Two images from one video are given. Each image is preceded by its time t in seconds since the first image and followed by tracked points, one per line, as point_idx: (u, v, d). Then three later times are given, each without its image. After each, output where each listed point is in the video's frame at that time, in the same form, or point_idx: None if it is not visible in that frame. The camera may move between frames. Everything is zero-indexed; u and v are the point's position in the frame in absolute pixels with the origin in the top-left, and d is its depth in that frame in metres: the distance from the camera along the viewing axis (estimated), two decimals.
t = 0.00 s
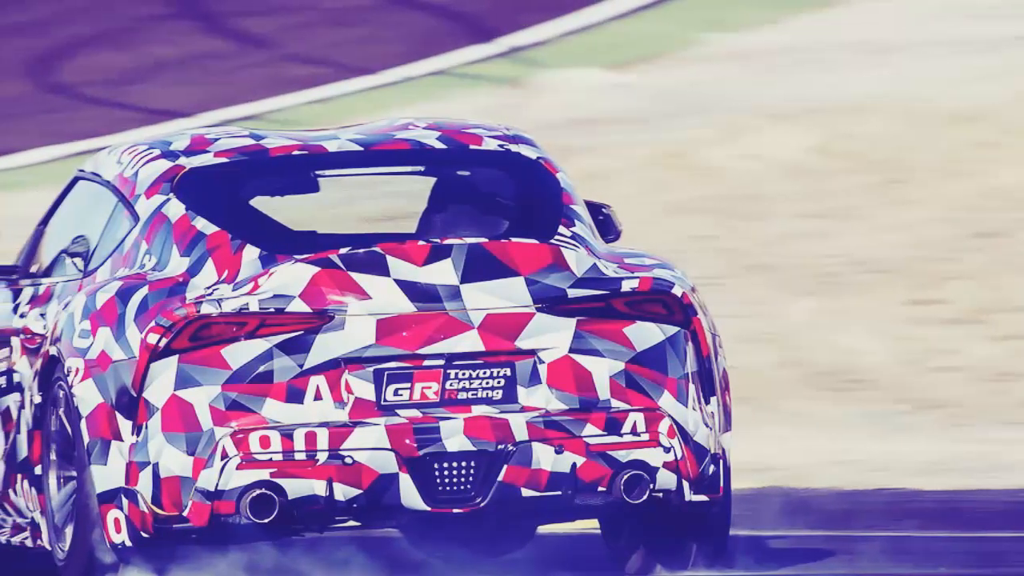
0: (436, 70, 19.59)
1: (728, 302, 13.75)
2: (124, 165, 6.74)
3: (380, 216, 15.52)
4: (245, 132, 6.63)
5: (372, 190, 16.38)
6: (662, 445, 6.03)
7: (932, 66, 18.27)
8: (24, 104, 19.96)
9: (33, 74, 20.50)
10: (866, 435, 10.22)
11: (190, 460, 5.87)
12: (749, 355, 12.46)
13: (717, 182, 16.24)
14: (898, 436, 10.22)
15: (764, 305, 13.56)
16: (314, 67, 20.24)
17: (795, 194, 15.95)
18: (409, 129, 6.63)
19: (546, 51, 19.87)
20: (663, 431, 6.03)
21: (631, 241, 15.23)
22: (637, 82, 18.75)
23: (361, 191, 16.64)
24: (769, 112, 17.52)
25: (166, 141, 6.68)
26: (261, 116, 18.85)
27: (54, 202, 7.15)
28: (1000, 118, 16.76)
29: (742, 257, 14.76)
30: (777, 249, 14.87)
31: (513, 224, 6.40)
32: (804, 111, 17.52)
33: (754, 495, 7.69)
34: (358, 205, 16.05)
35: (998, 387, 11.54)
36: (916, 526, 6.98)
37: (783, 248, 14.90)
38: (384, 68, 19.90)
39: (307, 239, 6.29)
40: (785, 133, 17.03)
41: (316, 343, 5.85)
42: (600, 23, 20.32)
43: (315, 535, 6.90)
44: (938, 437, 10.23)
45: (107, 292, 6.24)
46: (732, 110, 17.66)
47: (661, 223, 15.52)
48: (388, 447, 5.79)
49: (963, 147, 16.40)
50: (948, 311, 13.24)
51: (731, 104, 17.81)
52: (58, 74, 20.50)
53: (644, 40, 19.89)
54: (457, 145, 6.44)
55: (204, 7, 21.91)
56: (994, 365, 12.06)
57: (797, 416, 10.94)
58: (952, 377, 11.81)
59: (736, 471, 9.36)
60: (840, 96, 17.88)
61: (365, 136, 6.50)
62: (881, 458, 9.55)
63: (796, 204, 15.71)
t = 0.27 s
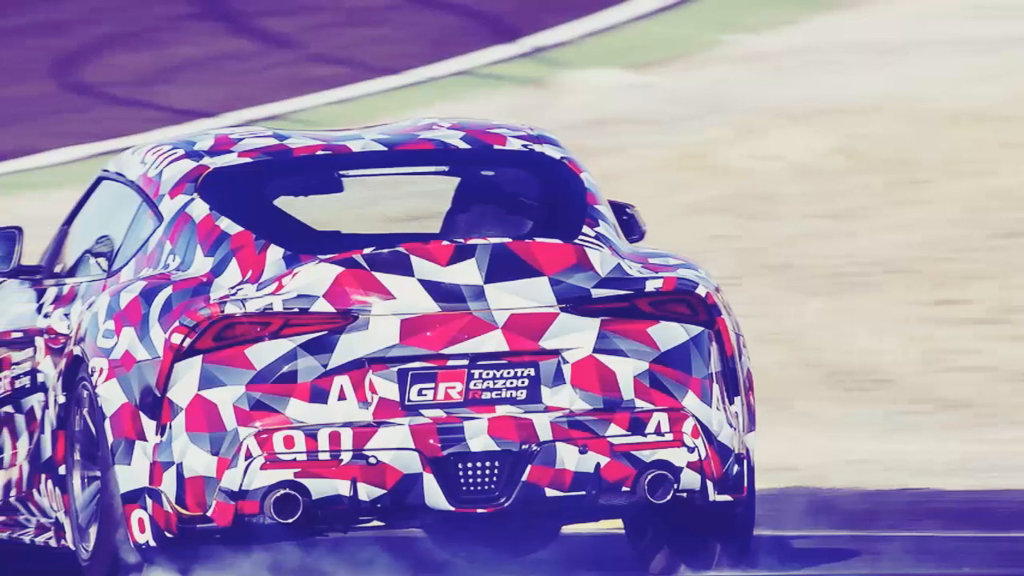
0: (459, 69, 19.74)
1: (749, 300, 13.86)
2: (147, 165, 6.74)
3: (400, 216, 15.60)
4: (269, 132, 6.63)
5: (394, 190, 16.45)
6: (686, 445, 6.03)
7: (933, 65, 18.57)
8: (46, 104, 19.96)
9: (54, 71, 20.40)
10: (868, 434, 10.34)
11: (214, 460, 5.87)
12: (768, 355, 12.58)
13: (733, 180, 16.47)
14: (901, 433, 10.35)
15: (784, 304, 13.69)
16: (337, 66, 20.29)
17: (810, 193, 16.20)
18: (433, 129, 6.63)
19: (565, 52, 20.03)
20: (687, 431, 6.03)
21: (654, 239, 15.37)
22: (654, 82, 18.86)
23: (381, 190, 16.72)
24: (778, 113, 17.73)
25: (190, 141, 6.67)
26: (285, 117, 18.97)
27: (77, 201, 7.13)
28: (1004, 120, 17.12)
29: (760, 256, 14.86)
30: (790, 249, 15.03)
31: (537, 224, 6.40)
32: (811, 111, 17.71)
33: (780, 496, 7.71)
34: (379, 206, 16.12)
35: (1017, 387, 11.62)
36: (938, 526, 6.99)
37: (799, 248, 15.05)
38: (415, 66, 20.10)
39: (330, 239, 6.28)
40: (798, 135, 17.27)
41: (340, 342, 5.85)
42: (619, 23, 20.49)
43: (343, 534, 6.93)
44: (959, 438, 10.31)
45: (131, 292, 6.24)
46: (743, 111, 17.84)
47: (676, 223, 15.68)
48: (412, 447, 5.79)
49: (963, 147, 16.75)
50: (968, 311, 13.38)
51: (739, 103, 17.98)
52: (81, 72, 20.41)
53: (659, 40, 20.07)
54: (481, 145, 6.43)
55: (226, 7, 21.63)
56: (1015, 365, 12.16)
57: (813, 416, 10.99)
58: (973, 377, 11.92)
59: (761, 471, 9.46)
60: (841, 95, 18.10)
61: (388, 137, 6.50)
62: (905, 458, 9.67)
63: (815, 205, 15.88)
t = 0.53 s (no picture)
0: (482, 70, 19.74)
1: (770, 302, 14.05)
2: (170, 165, 6.74)
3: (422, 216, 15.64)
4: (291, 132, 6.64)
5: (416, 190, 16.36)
6: (708, 445, 6.02)
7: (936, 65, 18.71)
8: (67, 105, 19.98)
9: (76, 71, 20.33)
10: (867, 434, 10.51)
11: (237, 460, 5.87)
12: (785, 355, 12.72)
13: (748, 181, 16.69)
14: (902, 432, 10.48)
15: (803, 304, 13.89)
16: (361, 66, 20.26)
17: (826, 191, 16.43)
18: (455, 129, 6.63)
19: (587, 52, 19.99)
20: (709, 431, 6.03)
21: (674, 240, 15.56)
22: (677, 82, 18.93)
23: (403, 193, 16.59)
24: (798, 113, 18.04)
25: (212, 141, 6.68)
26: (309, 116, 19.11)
27: (100, 201, 7.13)
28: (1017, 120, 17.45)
29: (783, 255, 15.05)
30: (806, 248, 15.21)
31: (559, 224, 6.40)
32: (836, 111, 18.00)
33: (801, 496, 7.72)
34: (404, 207, 16.05)
35: None
36: (959, 526, 6.99)
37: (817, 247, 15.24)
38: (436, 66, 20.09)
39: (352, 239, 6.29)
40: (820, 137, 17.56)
41: (362, 342, 5.85)
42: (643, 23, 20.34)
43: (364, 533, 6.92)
44: (985, 439, 10.41)
45: (153, 292, 6.24)
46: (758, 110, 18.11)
47: (691, 223, 15.93)
48: (434, 447, 5.79)
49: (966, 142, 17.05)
50: (992, 310, 13.59)
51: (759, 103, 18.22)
52: (104, 72, 20.37)
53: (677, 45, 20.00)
54: (503, 145, 6.43)
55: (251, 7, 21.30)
56: None
57: (833, 416, 11.11)
58: (995, 377, 12.14)
59: (785, 471, 9.66)
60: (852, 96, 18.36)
61: (410, 136, 6.50)
62: (926, 458, 9.83)
63: (835, 202, 16.11)
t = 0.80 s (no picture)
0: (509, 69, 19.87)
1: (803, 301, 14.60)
2: (196, 165, 6.75)
3: (452, 216, 15.72)
4: (318, 132, 6.64)
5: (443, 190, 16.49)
6: (735, 445, 6.02)
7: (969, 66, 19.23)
8: (95, 104, 20.04)
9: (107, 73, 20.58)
10: (894, 439, 10.69)
11: (263, 460, 5.87)
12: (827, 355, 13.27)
13: (790, 182, 16.86)
14: (927, 438, 10.60)
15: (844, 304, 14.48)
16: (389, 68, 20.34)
17: (871, 192, 16.65)
18: (482, 129, 6.63)
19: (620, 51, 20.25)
20: (735, 431, 6.03)
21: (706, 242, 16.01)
22: (704, 83, 19.40)
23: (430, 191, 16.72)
24: (843, 112, 18.32)
25: (238, 141, 6.69)
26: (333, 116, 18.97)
27: (126, 201, 7.14)
28: None
29: (819, 257, 15.55)
30: (851, 248, 15.68)
31: (585, 225, 6.41)
32: (876, 110, 18.29)
33: (829, 495, 7.78)
34: (431, 206, 16.19)
35: None
36: (987, 526, 7.01)
37: (868, 248, 15.72)
38: (460, 66, 20.16)
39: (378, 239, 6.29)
40: (860, 133, 17.80)
41: (388, 342, 5.86)
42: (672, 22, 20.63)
43: (390, 534, 6.93)
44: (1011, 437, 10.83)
45: (179, 292, 6.24)
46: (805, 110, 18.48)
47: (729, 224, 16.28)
48: (460, 447, 5.79)
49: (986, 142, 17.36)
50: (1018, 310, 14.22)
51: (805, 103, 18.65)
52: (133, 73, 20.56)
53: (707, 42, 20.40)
54: (529, 145, 6.44)
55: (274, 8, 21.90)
56: None
57: (869, 416, 11.54)
58: None
59: (814, 471, 9.92)
60: (879, 100, 18.60)
61: (437, 136, 6.51)
62: (957, 459, 10.08)
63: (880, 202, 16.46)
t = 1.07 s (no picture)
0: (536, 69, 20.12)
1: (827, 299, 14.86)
2: (223, 165, 6.77)
3: (478, 216, 15.74)
4: (345, 132, 6.65)
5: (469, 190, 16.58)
6: (761, 445, 6.02)
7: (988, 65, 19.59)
8: (119, 104, 20.20)
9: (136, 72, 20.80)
10: (916, 438, 10.74)
11: (290, 460, 5.87)
12: (848, 355, 13.28)
13: (804, 181, 17.41)
14: (946, 437, 10.71)
15: (866, 306, 14.54)
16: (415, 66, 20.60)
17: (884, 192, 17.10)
18: (508, 129, 6.64)
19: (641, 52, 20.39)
20: (762, 431, 6.03)
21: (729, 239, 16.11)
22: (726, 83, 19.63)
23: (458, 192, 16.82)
24: (858, 112, 18.86)
25: (265, 141, 6.70)
26: (360, 116, 19.25)
27: (153, 200, 7.15)
28: None
29: (837, 256, 15.83)
30: (868, 245, 16.04)
31: (612, 224, 6.41)
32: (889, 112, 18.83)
33: (854, 496, 7.80)
34: (459, 207, 16.29)
35: None
36: (1009, 526, 7.04)
37: (879, 247, 15.98)
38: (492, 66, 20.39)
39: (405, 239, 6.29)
40: (875, 134, 18.42)
41: (415, 342, 5.86)
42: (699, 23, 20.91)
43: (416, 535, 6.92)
44: None
45: (207, 293, 6.24)
46: (823, 110, 18.99)
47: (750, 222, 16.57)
48: (487, 447, 5.79)
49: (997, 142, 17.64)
50: None
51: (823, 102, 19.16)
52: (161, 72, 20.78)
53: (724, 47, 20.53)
54: (556, 145, 6.44)
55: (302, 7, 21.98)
56: None
57: (887, 416, 11.56)
58: None
59: (838, 472, 9.94)
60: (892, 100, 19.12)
61: (464, 136, 6.52)
62: (981, 460, 10.15)
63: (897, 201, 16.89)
